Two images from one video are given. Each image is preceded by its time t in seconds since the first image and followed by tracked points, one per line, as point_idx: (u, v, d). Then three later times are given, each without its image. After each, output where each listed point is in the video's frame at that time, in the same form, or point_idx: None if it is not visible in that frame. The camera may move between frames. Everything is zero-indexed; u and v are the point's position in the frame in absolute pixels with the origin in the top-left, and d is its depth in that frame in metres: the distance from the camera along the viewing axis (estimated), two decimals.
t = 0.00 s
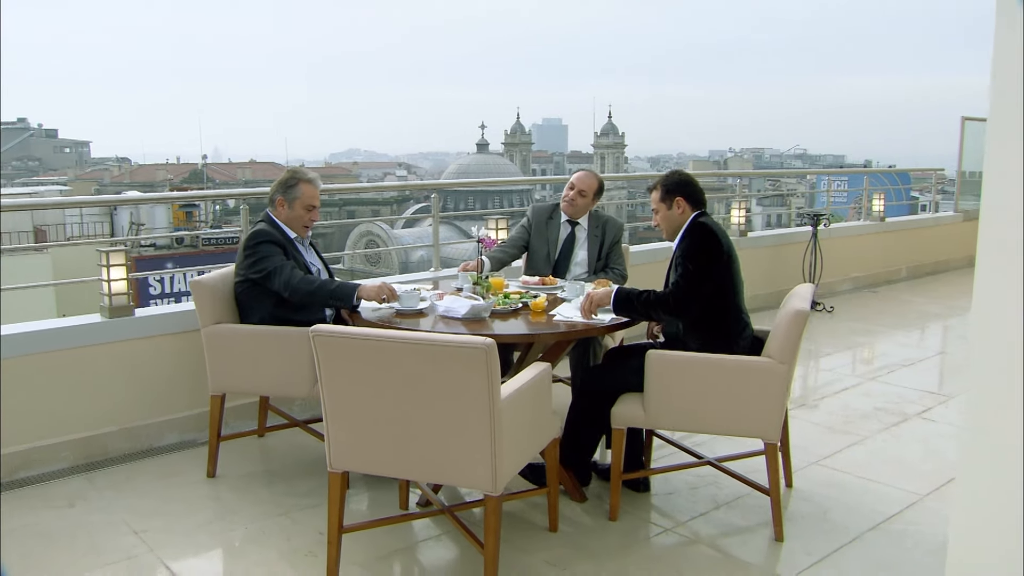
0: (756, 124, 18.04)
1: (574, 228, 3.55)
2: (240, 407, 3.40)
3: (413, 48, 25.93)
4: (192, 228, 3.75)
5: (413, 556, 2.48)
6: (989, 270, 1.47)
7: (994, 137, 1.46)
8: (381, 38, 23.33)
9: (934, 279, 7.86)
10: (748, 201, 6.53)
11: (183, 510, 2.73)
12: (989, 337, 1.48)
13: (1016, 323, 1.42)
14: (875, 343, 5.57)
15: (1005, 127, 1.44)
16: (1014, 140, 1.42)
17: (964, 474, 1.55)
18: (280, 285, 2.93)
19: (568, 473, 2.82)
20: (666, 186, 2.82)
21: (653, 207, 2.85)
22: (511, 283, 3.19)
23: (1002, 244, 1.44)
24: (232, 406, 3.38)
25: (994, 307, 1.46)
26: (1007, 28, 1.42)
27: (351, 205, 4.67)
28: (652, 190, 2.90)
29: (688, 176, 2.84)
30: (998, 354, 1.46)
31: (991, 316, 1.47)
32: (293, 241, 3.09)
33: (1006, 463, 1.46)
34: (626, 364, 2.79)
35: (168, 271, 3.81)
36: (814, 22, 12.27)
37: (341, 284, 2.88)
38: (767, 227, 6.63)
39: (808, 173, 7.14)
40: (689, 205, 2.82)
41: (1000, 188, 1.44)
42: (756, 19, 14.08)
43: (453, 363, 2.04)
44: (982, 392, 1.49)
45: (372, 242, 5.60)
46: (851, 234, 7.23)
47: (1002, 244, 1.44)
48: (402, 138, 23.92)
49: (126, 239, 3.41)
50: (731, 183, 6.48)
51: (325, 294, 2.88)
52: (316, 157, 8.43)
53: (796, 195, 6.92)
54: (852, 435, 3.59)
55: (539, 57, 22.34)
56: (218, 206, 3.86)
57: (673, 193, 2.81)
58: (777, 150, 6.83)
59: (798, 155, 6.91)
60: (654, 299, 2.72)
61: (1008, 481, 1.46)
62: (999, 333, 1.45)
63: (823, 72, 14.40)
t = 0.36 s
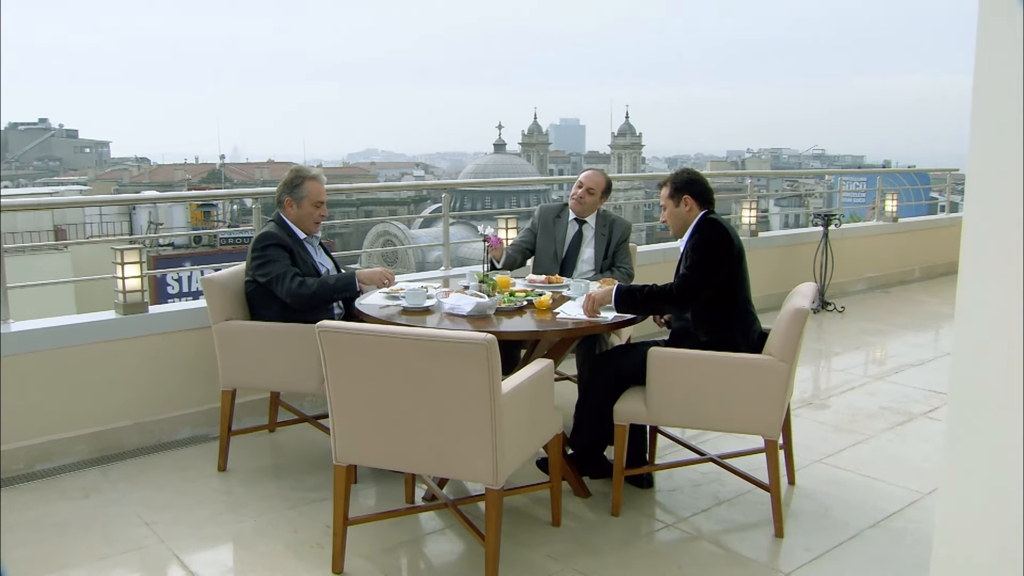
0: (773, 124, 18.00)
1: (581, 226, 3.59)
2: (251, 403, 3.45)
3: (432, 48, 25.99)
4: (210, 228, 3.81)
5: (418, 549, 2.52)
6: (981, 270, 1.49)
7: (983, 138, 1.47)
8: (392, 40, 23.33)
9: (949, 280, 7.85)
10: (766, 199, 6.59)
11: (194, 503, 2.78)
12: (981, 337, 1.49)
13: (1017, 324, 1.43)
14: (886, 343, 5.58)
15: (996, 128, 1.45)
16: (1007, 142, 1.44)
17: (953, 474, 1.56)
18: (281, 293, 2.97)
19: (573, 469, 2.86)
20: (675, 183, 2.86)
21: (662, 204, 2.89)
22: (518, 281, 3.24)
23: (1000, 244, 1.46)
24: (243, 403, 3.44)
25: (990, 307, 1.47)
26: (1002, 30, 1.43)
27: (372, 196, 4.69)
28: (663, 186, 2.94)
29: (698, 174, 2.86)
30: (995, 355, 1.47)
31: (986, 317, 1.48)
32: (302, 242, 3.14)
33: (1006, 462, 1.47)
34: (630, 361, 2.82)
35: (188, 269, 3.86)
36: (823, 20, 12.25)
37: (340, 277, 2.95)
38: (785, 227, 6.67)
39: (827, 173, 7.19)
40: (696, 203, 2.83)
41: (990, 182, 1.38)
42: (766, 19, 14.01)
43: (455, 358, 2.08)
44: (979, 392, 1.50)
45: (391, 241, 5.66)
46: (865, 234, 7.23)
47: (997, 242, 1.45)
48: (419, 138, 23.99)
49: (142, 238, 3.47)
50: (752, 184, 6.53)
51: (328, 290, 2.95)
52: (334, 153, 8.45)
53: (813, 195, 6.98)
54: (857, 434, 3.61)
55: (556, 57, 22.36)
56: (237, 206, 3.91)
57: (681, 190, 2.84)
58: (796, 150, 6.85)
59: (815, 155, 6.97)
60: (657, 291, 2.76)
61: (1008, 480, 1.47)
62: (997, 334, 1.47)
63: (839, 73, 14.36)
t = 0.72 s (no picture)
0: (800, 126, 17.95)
1: (593, 225, 3.63)
2: (271, 399, 3.51)
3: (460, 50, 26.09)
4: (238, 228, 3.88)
5: (431, 542, 2.57)
6: (977, 271, 1.52)
7: (978, 140, 1.50)
8: (410, 42, 23.33)
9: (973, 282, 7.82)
10: (794, 200, 6.65)
11: (215, 495, 2.85)
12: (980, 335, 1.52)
13: (1017, 324, 1.46)
14: (905, 344, 5.59)
15: (993, 130, 1.48)
16: (1004, 143, 1.46)
17: (951, 470, 1.59)
18: (306, 301, 3.03)
19: (586, 465, 2.90)
20: (702, 181, 2.82)
21: (684, 199, 2.85)
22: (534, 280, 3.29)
23: (1000, 244, 1.48)
24: (264, 398, 3.50)
25: (989, 307, 1.50)
26: (997, 32, 1.46)
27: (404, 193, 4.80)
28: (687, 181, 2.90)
29: (724, 174, 2.83)
30: (996, 354, 1.49)
31: (984, 317, 1.51)
32: (320, 241, 3.20)
33: (1006, 460, 1.50)
34: (643, 358, 2.86)
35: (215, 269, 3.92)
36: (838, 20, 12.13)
37: (361, 284, 2.99)
38: (814, 228, 6.70)
39: (857, 175, 7.21)
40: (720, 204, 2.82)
41: (997, 189, 1.48)
42: (781, 22, 13.88)
43: (466, 355, 2.13)
44: (978, 392, 1.53)
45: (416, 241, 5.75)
46: (888, 235, 7.24)
47: (999, 243, 1.48)
48: (447, 140, 24.14)
49: (169, 237, 3.55)
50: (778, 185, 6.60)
51: (348, 299, 2.99)
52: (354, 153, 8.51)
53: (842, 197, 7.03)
54: (872, 435, 3.63)
55: (582, 59, 22.42)
56: (263, 206, 3.98)
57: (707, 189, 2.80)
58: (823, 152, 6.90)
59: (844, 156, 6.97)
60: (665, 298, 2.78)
61: (1007, 479, 1.50)
62: (997, 332, 1.49)
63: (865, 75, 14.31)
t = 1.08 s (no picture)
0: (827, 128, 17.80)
1: (599, 223, 3.65)
2: (288, 394, 3.58)
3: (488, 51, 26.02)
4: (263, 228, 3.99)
5: (441, 533, 2.63)
6: (969, 273, 1.54)
7: (971, 140, 1.52)
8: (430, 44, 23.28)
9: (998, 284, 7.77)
10: (820, 201, 6.70)
11: (233, 487, 2.92)
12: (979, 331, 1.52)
13: (1012, 324, 1.47)
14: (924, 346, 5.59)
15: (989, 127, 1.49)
16: (1000, 140, 1.47)
17: (947, 467, 1.60)
18: (323, 302, 3.09)
19: (595, 461, 2.94)
20: (713, 182, 2.80)
21: (694, 200, 2.84)
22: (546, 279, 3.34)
23: (993, 247, 1.50)
24: (281, 394, 3.57)
25: (983, 303, 1.51)
26: (990, 31, 1.47)
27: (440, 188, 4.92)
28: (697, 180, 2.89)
29: (737, 176, 2.81)
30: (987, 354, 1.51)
31: (983, 313, 1.51)
32: (336, 241, 3.26)
33: (1007, 457, 1.50)
34: (652, 356, 2.91)
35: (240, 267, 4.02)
36: (838, 25, 11.94)
37: (374, 283, 3.04)
38: (838, 229, 6.71)
39: (883, 176, 7.18)
40: (731, 207, 2.80)
41: (992, 190, 1.49)
42: (803, 26, 13.82)
43: (473, 351, 2.18)
44: (961, 389, 1.56)
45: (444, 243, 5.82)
46: (910, 236, 7.21)
47: (996, 246, 1.49)
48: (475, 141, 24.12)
49: (191, 235, 3.63)
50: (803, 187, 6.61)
51: (362, 299, 3.05)
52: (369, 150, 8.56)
53: (868, 198, 7.01)
54: (881, 434, 3.65)
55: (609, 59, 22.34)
56: (289, 206, 4.09)
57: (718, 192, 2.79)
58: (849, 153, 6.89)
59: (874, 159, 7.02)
60: (672, 308, 2.78)
61: (998, 475, 1.52)
62: (996, 328, 1.49)
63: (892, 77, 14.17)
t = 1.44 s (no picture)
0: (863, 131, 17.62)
1: (617, 223, 3.70)
2: (311, 389, 3.66)
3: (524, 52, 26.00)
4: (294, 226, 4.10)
5: (456, 525, 2.70)
6: (963, 278, 1.55)
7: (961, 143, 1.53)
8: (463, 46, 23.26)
9: None
10: (854, 202, 6.72)
11: (256, 479, 3.01)
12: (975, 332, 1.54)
13: (1006, 326, 1.49)
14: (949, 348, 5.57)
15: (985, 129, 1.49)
16: (987, 141, 1.49)
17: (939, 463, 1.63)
18: (348, 302, 3.16)
19: (609, 457, 2.99)
20: (717, 189, 2.86)
21: (703, 209, 2.90)
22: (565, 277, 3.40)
23: (989, 253, 1.50)
24: (305, 388, 3.65)
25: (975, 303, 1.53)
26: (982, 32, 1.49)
27: (470, 185, 5.02)
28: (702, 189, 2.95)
29: (741, 180, 2.86)
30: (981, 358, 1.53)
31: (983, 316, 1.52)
32: (358, 242, 3.34)
33: (1001, 456, 1.52)
34: (665, 353, 2.96)
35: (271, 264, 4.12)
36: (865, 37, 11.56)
37: (391, 279, 3.11)
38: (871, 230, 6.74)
39: (917, 178, 7.15)
40: (739, 211, 2.85)
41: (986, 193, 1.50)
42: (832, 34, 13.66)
43: (486, 345, 2.25)
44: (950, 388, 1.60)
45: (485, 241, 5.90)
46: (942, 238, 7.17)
47: (991, 251, 1.50)
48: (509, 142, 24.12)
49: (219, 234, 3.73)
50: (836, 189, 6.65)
51: (383, 296, 3.11)
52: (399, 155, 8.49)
53: (903, 200, 6.98)
54: (897, 434, 3.68)
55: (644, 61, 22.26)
56: (320, 204, 4.18)
57: (723, 197, 2.85)
58: (884, 154, 6.88)
59: (910, 162, 7.05)
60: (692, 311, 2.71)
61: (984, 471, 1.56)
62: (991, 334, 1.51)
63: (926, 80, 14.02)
